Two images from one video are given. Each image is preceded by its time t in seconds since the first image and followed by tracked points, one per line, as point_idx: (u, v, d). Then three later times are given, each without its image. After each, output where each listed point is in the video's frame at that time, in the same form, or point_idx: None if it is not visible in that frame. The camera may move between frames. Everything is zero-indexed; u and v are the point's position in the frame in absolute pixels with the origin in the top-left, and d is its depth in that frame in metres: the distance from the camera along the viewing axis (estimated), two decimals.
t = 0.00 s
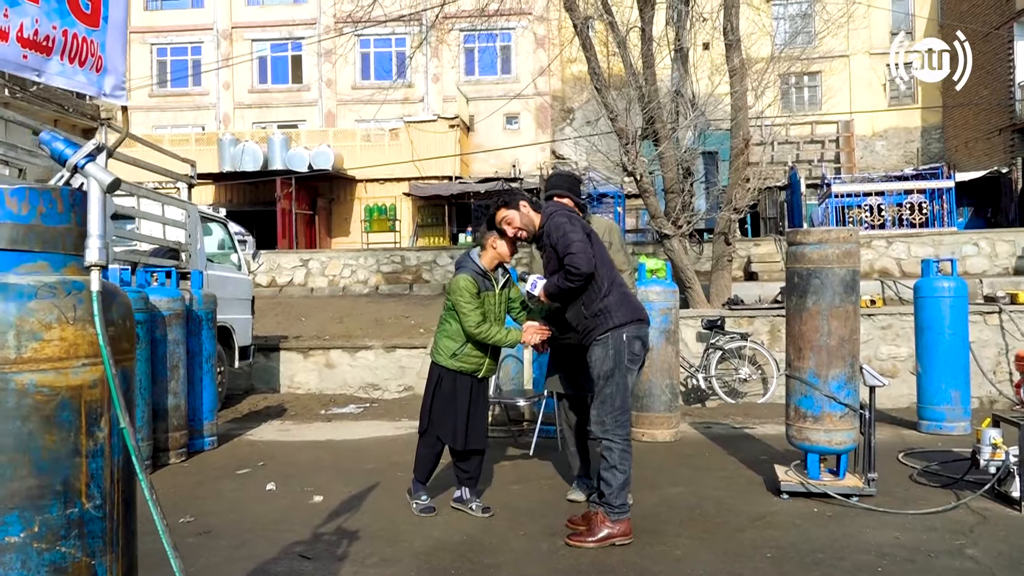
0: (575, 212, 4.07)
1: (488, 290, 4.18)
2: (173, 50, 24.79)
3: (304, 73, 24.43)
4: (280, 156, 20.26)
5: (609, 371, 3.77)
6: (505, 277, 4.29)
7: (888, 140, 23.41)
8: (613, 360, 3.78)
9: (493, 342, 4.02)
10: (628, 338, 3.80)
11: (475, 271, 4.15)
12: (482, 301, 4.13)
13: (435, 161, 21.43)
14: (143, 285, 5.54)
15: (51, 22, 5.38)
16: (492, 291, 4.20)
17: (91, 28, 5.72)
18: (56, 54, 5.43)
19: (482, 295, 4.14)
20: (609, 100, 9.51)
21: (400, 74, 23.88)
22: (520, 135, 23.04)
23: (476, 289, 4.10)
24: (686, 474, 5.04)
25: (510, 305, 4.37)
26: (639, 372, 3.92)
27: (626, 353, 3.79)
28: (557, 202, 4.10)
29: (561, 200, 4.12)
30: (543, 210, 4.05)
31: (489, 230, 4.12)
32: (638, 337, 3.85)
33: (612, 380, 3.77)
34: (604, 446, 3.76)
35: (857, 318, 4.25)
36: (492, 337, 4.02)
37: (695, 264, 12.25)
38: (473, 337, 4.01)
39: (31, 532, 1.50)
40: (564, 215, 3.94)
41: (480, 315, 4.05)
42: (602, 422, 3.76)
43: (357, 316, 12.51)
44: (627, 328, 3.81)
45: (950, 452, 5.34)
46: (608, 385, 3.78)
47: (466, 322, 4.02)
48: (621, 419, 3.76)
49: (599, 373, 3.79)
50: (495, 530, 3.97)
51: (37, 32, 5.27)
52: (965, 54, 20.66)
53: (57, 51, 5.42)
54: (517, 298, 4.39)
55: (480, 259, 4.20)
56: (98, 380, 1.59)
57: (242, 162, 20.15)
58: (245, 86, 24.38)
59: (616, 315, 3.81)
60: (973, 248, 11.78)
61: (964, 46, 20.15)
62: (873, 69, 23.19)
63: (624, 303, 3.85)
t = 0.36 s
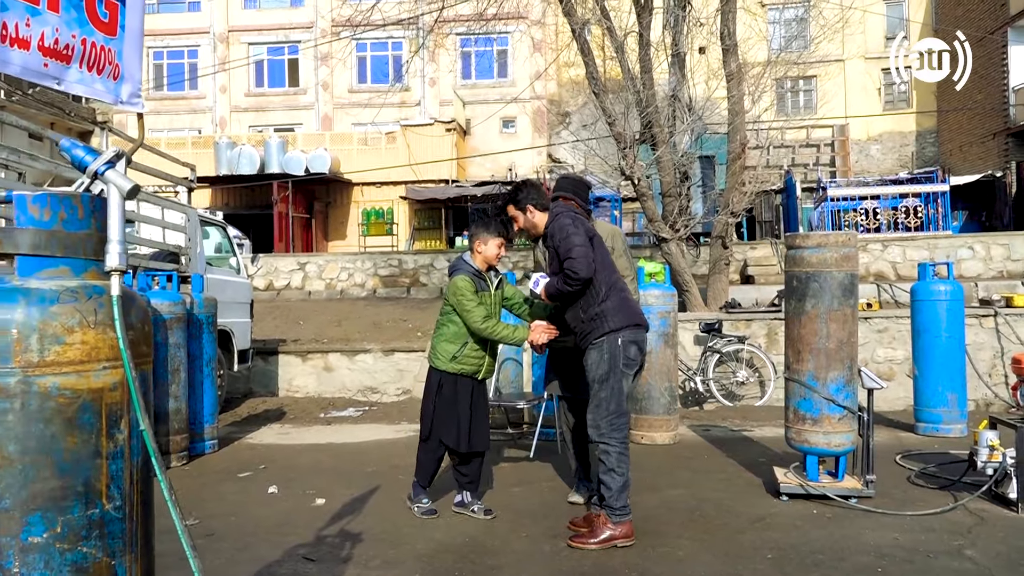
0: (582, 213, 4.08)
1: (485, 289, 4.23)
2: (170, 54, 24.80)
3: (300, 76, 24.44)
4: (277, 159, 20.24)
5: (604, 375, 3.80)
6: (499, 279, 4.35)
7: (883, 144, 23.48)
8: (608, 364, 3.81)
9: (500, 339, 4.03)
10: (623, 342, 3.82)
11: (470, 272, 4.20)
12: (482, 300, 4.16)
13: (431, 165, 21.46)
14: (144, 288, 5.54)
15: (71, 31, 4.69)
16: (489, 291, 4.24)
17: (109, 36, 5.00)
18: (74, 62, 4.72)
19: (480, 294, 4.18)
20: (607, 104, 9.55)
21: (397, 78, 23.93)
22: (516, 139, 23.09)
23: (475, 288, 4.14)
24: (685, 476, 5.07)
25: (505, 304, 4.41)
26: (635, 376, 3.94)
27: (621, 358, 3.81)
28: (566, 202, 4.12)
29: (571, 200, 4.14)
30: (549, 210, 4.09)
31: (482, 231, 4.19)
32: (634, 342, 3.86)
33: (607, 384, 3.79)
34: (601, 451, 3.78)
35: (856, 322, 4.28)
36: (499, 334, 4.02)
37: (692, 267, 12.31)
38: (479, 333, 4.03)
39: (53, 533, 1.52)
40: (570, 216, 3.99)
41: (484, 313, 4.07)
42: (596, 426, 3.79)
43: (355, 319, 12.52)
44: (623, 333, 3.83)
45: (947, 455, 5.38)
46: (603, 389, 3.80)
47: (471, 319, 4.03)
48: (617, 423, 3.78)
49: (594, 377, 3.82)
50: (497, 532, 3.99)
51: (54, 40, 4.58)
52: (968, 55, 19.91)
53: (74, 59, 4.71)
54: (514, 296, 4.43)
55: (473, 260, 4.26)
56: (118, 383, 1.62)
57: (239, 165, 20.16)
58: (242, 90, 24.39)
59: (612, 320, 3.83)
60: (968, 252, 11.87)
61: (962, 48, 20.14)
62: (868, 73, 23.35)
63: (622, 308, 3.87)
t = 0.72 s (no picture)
0: (596, 210, 4.09)
1: (472, 288, 4.31)
2: (168, 57, 24.81)
3: (299, 79, 24.46)
4: (276, 161, 20.25)
5: (596, 377, 3.84)
6: (480, 278, 4.44)
7: (881, 144, 23.54)
8: (601, 366, 3.84)
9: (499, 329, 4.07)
10: (618, 345, 3.84)
11: (454, 273, 4.29)
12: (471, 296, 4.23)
13: (430, 167, 21.50)
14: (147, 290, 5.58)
15: (87, 38, 4.91)
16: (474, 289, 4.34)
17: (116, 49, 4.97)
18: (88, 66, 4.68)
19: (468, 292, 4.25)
20: (606, 106, 9.58)
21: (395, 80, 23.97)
22: (515, 140, 23.12)
23: (463, 286, 4.22)
24: (686, 476, 5.10)
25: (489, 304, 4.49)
26: (629, 379, 3.95)
27: (614, 361, 3.83)
28: (582, 194, 4.12)
29: (586, 193, 4.14)
30: (565, 199, 4.10)
31: (455, 233, 4.31)
32: (629, 346, 3.88)
33: (599, 386, 3.82)
34: (595, 451, 3.81)
35: (856, 321, 4.31)
36: (496, 323, 4.08)
37: (691, 268, 12.36)
38: (476, 326, 4.08)
39: (74, 529, 1.55)
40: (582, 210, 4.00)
41: (477, 305, 4.14)
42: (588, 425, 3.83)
43: (356, 321, 12.53)
44: (618, 336, 3.85)
45: (946, 453, 5.41)
46: (595, 390, 3.84)
47: (466, 313, 4.08)
48: (609, 425, 3.80)
49: (587, 377, 3.86)
50: (500, 532, 4.02)
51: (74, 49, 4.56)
52: (966, 55, 20.42)
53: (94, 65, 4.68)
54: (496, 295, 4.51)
55: (454, 262, 4.36)
56: (135, 383, 1.65)
57: (238, 168, 20.14)
58: (241, 93, 24.42)
59: (609, 323, 3.86)
60: (966, 251, 11.91)
61: (962, 48, 20.22)
62: (865, 74, 23.45)
63: (620, 312, 3.89)
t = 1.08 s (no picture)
0: (596, 210, 4.09)
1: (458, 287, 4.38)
2: (164, 59, 24.82)
3: (295, 80, 24.48)
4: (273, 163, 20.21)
5: (591, 381, 3.87)
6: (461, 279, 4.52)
7: (876, 144, 23.66)
8: (595, 370, 3.87)
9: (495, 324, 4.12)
10: (610, 350, 3.87)
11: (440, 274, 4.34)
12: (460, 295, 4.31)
13: (427, 168, 21.55)
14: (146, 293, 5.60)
15: (95, 46, 3.95)
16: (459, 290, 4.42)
17: (132, 52, 4.23)
18: (101, 76, 3.98)
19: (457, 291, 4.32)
20: (603, 107, 9.63)
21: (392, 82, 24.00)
22: (511, 141, 23.15)
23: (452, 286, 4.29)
24: (684, 475, 5.14)
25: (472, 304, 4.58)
26: (625, 382, 3.97)
27: (608, 365, 3.86)
28: (583, 194, 4.13)
29: (587, 192, 4.14)
30: (566, 198, 4.12)
31: (435, 235, 4.36)
32: (623, 350, 3.89)
33: (593, 389, 3.85)
34: (592, 454, 3.83)
35: (851, 321, 4.36)
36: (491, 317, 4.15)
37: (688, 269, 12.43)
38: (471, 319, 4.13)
39: (85, 528, 1.58)
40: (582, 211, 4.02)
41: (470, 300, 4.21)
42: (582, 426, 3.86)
43: (354, 322, 12.55)
44: (611, 340, 3.88)
45: (940, 452, 5.46)
46: (590, 393, 3.88)
47: (462, 310, 4.14)
48: (605, 427, 3.82)
49: (582, 381, 3.90)
50: (500, 531, 4.05)
51: (85, 55, 3.88)
52: (967, 55, 20.16)
53: (104, 75, 4.00)
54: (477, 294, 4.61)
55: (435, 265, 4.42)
56: (145, 384, 1.68)
57: (234, 170, 20.02)
58: (237, 94, 24.44)
59: (603, 327, 3.89)
60: (961, 251, 11.99)
61: (961, 48, 20.28)
62: (860, 75, 23.55)
63: (614, 316, 3.91)
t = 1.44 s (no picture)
0: (594, 213, 4.11)
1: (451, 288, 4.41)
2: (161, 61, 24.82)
3: (292, 82, 24.48)
4: (270, 165, 20.23)
5: (583, 385, 3.91)
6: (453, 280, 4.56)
7: (872, 145, 23.73)
8: (587, 374, 3.91)
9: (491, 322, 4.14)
10: (600, 354, 3.90)
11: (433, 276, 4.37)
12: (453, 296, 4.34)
13: (424, 170, 21.58)
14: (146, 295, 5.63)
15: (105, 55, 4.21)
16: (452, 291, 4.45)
17: (139, 61, 4.50)
18: (109, 85, 4.24)
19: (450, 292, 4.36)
20: (600, 109, 9.67)
21: (388, 83, 24.01)
22: (508, 142, 23.18)
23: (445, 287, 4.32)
24: (682, 474, 5.18)
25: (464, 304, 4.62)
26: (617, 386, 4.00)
27: (599, 369, 3.89)
28: (582, 196, 4.15)
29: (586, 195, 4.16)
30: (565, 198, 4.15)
31: (430, 239, 4.39)
32: (613, 354, 3.93)
33: (585, 393, 3.89)
34: (587, 457, 3.86)
35: (846, 322, 4.41)
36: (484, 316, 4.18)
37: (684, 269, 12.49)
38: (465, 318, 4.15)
39: (96, 527, 1.62)
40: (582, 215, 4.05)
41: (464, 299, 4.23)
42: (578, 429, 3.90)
43: (352, 324, 12.58)
44: (601, 345, 3.92)
45: (936, 451, 5.50)
46: (582, 397, 3.92)
47: (457, 310, 4.15)
48: (601, 431, 3.86)
49: (574, 385, 3.94)
50: (500, 531, 4.08)
51: (94, 64, 4.13)
52: (966, 55, 20.20)
53: (112, 83, 4.25)
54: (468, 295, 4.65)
55: (427, 268, 4.45)
56: (154, 386, 1.71)
57: (231, 171, 19.94)
58: (234, 96, 24.44)
59: (594, 332, 3.92)
60: (957, 251, 12.06)
61: (958, 49, 20.37)
62: (857, 75, 23.61)
63: (606, 321, 3.93)
